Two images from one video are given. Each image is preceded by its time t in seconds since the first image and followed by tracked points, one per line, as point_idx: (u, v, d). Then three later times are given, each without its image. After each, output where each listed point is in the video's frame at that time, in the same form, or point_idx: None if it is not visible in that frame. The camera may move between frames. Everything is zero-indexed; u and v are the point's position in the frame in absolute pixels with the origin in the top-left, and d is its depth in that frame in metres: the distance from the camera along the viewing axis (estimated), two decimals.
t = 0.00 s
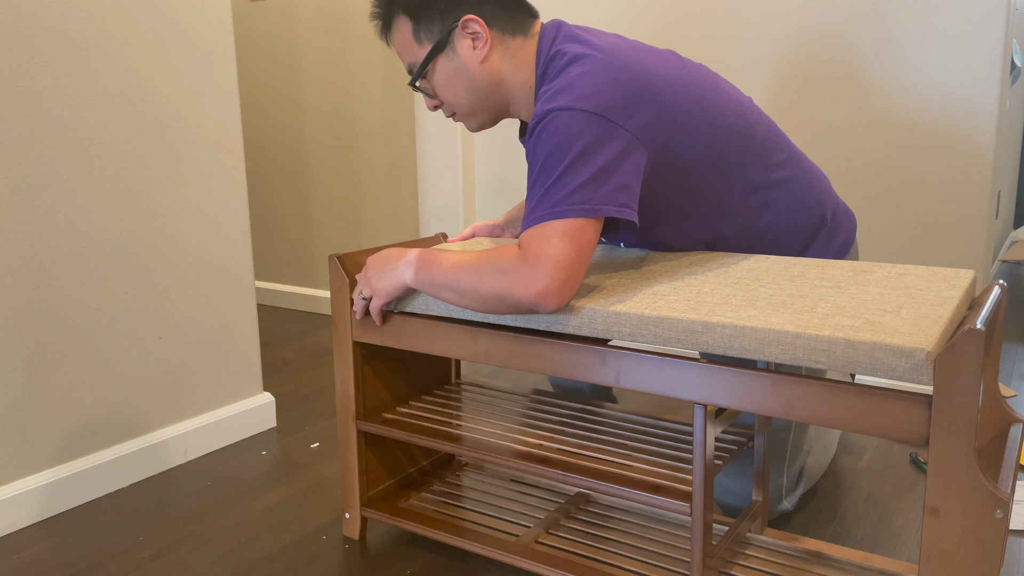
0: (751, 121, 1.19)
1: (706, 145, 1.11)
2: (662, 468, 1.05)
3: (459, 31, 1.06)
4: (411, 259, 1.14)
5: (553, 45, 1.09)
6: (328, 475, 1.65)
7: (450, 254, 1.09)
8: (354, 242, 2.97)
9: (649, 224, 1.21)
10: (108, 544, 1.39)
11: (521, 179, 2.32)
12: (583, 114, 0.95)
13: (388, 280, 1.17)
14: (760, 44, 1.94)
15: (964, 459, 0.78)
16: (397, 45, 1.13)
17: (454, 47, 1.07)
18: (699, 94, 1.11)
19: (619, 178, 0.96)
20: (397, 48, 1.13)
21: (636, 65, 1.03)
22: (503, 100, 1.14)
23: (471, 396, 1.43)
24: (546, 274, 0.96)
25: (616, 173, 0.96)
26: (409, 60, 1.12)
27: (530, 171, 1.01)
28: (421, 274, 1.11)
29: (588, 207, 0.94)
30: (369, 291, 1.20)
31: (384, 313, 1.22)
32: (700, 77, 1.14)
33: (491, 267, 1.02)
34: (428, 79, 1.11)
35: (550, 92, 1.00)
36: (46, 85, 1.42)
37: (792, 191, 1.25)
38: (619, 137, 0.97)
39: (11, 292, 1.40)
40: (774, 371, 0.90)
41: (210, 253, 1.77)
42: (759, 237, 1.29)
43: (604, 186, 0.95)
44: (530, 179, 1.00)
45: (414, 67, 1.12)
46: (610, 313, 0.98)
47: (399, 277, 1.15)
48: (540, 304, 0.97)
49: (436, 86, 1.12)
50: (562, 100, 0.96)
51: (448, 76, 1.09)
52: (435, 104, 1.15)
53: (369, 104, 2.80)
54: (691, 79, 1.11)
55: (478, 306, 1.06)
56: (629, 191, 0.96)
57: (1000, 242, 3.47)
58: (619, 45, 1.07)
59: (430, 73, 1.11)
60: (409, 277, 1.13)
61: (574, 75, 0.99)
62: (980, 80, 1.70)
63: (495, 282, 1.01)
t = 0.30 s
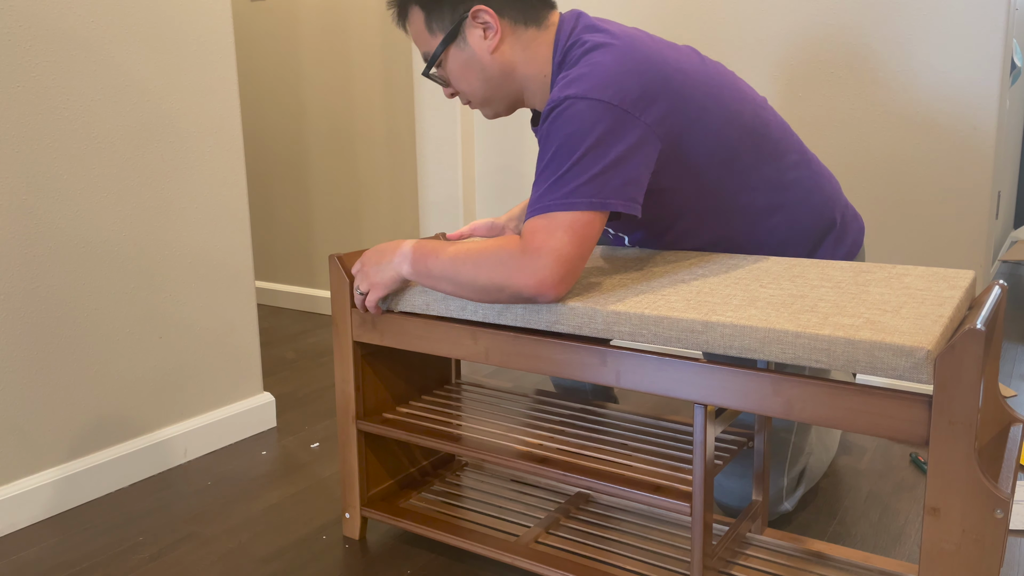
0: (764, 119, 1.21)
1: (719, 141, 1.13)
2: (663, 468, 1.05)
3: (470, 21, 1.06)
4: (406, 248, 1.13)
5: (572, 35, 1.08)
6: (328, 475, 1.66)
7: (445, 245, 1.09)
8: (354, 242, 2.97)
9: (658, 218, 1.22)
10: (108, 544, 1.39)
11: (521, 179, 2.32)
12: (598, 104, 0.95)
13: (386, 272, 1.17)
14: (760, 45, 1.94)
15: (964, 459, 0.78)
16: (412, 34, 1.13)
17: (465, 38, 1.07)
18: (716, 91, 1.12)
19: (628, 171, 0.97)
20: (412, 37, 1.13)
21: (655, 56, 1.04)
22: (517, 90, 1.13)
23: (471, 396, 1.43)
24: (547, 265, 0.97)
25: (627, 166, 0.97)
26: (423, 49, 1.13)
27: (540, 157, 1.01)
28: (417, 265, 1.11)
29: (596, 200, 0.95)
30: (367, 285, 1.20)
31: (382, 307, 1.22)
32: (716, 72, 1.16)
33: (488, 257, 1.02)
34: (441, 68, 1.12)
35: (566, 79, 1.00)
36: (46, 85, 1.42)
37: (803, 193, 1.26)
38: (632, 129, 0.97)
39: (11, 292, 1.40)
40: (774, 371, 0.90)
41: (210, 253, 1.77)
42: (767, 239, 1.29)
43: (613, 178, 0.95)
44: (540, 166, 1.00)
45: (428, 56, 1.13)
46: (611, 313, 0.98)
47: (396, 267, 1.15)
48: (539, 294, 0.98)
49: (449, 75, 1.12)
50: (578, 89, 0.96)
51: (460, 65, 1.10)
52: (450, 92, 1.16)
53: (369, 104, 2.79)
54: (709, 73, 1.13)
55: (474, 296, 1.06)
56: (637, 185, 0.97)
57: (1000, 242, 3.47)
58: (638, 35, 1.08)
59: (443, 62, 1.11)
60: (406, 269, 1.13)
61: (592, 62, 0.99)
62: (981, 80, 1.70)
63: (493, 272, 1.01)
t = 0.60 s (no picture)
0: (782, 116, 1.22)
1: (740, 132, 1.14)
2: (663, 468, 1.05)
3: None
4: (402, 260, 1.14)
5: (598, 20, 1.09)
6: (328, 475, 1.65)
7: (441, 249, 1.10)
8: (354, 242, 2.97)
9: (675, 211, 1.22)
10: (108, 544, 1.39)
11: (522, 178, 2.32)
12: (621, 92, 0.95)
13: (383, 285, 1.17)
14: (760, 46, 1.94)
15: (965, 459, 0.78)
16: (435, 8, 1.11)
17: (492, 15, 1.06)
18: (736, 83, 1.13)
19: (646, 160, 0.97)
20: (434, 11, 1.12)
21: (680, 49, 1.05)
22: (536, 72, 1.13)
23: (472, 396, 1.43)
24: (553, 252, 0.97)
25: (645, 155, 0.97)
26: (445, 23, 1.11)
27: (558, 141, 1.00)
28: (416, 274, 1.11)
29: (611, 188, 0.95)
30: (364, 300, 1.21)
31: (381, 316, 1.22)
32: (737, 68, 1.17)
33: (491, 254, 1.02)
34: (464, 45, 1.11)
35: (591, 65, 1.00)
36: (46, 85, 1.42)
37: (817, 190, 1.26)
38: (654, 118, 0.98)
39: (11, 292, 1.40)
40: (776, 372, 0.90)
41: (209, 253, 1.77)
42: (779, 237, 1.28)
43: (631, 166, 0.96)
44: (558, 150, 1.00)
45: (450, 31, 1.11)
46: (611, 315, 0.98)
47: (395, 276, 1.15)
48: (547, 281, 0.99)
49: (471, 52, 1.11)
50: (602, 75, 0.96)
51: (483, 42, 1.08)
52: (469, 70, 1.15)
53: (369, 104, 2.79)
54: (730, 68, 1.14)
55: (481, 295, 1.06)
56: (653, 174, 0.97)
57: (1000, 242, 3.46)
58: (663, 28, 1.09)
59: (466, 38, 1.10)
60: (403, 279, 1.14)
61: (617, 51, 1.00)
62: (981, 79, 1.70)
63: (499, 264, 1.01)
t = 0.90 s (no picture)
0: (781, 116, 1.22)
1: (737, 133, 1.14)
2: (664, 468, 1.05)
3: None
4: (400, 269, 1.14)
5: (594, 21, 1.09)
6: (328, 475, 1.66)
7: (439, 254, 1.10)
8: (353, 242, 2.97)
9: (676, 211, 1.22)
10: (108, 544, 1.39)
11: (522, 178, 2.32)
12: (617, 92, 0.95)
13: (381, 293, 1.17)
14: (761, 46, 1.94)
15: (967, 459, 0.78)
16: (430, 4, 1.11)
17: (492, 16, 1.06)
18: (734, 82, 1.13)
19: (644, 160, 0.97)
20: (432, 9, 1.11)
21: (676, 48, 1.05)
22: (536, 73, 1.13)
23: (472, 396, 1.43)
24: (553, 253, 0.97)
25: (642, 155, 0.97)
26: (444, 26, 1.11)
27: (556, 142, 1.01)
28: (416, 282, 1.11)
29: (609, 187, 0.95)
30: (364, 307, 1.21)
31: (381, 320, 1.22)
32: (735, 68, 1.17)
33: (490, 259, 1.03)
34: (463, 47, 1.10)
35: (586, 66, 1.00)
36: (46, 85, 1.42)
37: (816, 190, 1.26)
38: (650, 118, 0.98)
39: (11, 292, 1.41)
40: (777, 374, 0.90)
41: (209, 253, 1.77)
42: (779, 237, 1.29)
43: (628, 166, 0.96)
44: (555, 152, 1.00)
45: (449, 33, 1.11)
46: (613, 319, 0.99)
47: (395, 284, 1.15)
48: (547, 282, 0.99)
49: (470, 54, 1.11)
50: (599, 75, 0.96)
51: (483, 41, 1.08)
52: (468, 72, 1.14)
53: (369, 104, 2.79)
54: (727, 68, 1.14)
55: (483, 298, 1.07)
56: (651, 173, 0.97)
57: (1000, 241, 3.46)
58: (658, 28, 1.08)
59: (465, 40, 1.10)
60: (402, 287, 1.14)
61: (612, 51, 0.99)
62: (981, 79, 1.70)
63: (499, 266, 1.01)
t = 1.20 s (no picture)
0: (793, 115, 1.22)
1: (751, 129, 1.14)
2: (664, 468, 1.05)
3: None
4: (406, 257, 1.14)
5: (615, 10, 1.09)
6: (328, 475, 1.65)
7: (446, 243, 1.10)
8: (353, 242, 2.97)
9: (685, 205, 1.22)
10: (108, 544, 1.39)
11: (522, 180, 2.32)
12: (638, 80, 0.95)
13: (386, 283, 1.17)
14: (761, 46, 1.94)
15: (966, 459, 0.78)
16: None
17: None
18: (753, 78, 1.14)
19: (659, 150, 0.97)
20: None
21: (698, 39, 1.05)
22: (554, 58, 1.13)
23: (472, 396, 1.43)
24: (562, 239, 0.97)
25: (657, 144, 0.97)
26: (464, 5, 1.09)
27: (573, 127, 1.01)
28: (422, 270, 1.11)
29: (623, 176, 0.95)
30: (369, 296, 1.21)
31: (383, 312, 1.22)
32: (755, 64, 1.17)
33: (497, 245, 1.02)
34: (483, 28, 1.09)
35: (609, 52, 1.00)
36: (46, 84, 1.42)
37: (821, 192, 1.26)
38: (668, 108, 0.98)
39: (11, 292, 1.41)
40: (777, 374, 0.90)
41: (210, 254, 1.77)
42: (783, 236, 1.29)
43: (643, 155, 0.96)
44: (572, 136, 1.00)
45: (469, 13, 1.10)
46: (613, 319, 0.99)
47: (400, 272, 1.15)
48: (557, 268, 0.99)
49: (489, 36, 1.10)
50: (620, 62, 0.96)
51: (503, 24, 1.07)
52: (486, 54, 1.13)
53: (369, 105, 2.79)
54: (748, 63, 1.15)
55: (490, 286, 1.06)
56: (666, 163, 0.98)
57: (1000, 241, 3.46)
58: (681, 19, 1.09)
59: (485, 21, 1.09)
60: (407, 274, 1.13)
61: (634, 38, 0.99)
62: (981, 80, 1.70)
63: (508, 253, 1.01)
